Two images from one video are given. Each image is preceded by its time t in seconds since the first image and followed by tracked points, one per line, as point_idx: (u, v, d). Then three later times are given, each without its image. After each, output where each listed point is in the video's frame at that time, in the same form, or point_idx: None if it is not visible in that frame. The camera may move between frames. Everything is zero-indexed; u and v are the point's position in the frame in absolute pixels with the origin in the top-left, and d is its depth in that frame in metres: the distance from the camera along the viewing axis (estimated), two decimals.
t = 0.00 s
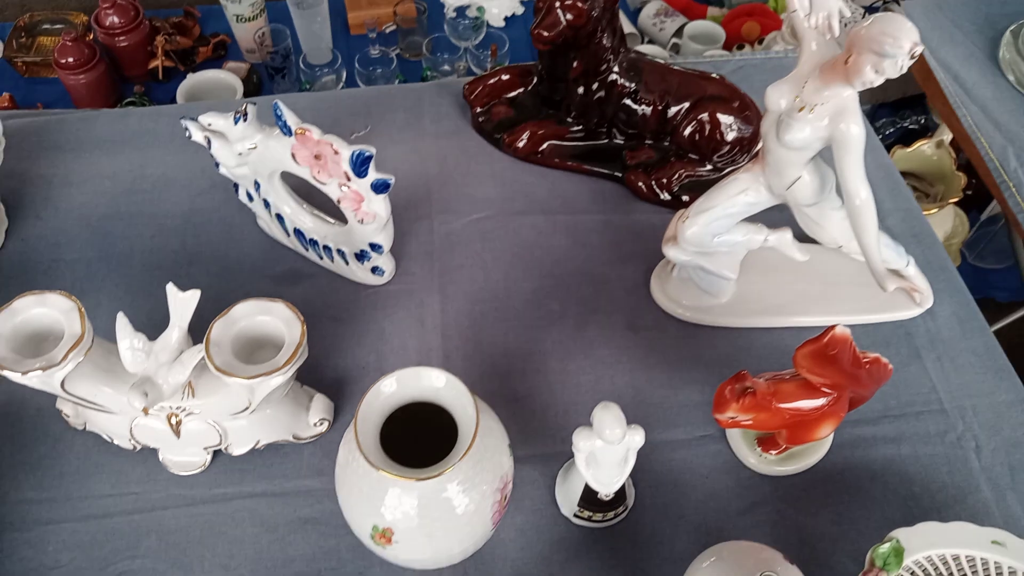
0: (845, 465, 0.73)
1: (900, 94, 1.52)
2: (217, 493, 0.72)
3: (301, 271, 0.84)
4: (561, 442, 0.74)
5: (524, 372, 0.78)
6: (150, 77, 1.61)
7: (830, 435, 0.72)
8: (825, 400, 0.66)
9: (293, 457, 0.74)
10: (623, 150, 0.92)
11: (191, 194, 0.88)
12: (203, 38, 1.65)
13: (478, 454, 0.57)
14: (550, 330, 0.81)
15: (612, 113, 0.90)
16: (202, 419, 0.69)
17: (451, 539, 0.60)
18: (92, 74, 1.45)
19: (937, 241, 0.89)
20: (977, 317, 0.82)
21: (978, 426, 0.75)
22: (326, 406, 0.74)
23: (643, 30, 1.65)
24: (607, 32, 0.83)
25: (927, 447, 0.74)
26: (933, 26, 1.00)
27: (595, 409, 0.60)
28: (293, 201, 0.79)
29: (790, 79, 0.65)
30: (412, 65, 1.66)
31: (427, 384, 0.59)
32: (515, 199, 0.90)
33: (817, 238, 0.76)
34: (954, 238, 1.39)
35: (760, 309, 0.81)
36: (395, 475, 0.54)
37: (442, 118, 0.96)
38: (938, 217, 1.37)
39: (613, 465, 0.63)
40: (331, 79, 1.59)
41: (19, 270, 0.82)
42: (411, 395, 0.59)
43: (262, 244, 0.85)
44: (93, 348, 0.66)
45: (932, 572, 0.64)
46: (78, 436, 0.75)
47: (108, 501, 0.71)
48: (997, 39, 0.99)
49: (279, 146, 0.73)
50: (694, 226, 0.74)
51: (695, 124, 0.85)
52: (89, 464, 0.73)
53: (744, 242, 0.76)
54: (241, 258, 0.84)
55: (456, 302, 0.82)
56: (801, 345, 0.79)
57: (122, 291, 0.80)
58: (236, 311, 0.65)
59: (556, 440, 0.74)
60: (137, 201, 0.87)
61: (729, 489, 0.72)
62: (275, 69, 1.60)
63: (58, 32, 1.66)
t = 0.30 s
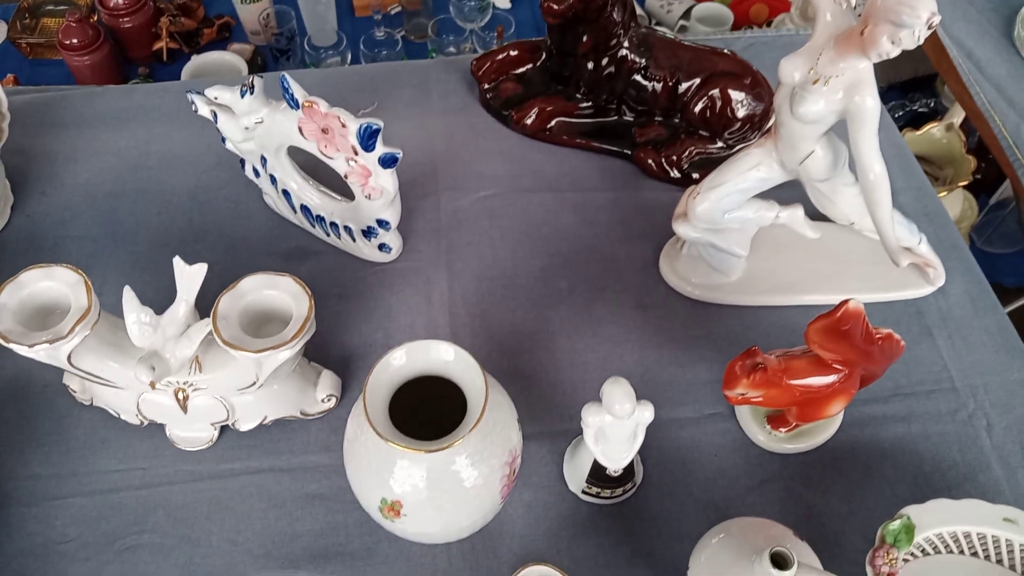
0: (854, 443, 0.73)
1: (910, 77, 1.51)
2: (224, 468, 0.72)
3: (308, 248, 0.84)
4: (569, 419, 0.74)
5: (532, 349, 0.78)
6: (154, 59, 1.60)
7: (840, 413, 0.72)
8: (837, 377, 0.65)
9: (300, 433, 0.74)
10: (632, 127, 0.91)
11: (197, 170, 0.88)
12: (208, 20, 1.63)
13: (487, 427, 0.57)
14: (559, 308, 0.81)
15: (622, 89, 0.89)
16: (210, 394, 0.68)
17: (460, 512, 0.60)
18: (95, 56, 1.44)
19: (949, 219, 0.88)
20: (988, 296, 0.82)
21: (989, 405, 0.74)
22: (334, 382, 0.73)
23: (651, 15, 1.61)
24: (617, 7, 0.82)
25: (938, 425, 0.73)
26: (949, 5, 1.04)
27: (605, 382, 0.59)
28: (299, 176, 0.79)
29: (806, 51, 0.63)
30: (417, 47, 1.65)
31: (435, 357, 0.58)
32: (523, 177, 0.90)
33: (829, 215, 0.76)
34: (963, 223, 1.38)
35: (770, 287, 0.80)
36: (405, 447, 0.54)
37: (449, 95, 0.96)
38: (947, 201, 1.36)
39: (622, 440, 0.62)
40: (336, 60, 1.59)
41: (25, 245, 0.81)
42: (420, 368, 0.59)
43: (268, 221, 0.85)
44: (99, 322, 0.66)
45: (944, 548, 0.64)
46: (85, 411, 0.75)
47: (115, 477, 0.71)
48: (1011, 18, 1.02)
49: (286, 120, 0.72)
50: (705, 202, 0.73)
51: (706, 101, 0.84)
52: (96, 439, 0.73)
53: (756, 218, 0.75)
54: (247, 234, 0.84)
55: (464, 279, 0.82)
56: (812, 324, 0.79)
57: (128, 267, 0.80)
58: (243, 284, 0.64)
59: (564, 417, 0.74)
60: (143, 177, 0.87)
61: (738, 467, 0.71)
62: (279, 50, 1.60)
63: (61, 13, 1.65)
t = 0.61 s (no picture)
0: (853, 425, 0.73)
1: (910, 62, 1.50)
2: (220, 451, 0.71)
3: (304, 231, 0.83)
4: (567, 402, 0.73)
5: (530, 332, 0.77)
6: (151, 46, 1.59)
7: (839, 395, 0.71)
8: (835, 358, 0.65)
9: (296, 416, 0.73)
10: (630, 110, 0.91)
11: (192, 154, 0.87)
12: (204, 6, 1.62)
13: (483, 408, 0.56)
14: (557, 291, 0.80)
15: (620, 70, 0.88)
16: (205, 377, 0.68)
17: (456, 493, 0.59)
18: (92, 42, 1.43)
19: (948, 201, 0.88)
20: (988, 279, 0.81)
21: (988, 387, 0.74)
22: (330, 364, 0.73)
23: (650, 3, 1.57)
24: None
25: (937, 407, 0.73)
26: None
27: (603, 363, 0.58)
28: (295, 158, 0.78)
29: (804, 30, 0.63)
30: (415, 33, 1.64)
31: (431, 338, 0.58)
32: (520, 160, 0.89)
33: (829, 197, 0.75)
34: (963, 209, 1.38)
35: (768, 270, 0.80)
36: (401, 427, 0.53)
37: (446, 78, 0.95)
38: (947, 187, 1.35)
39: (619, 421, 0.62)
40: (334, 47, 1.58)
41: (20, 228, 0.81)
42: (415, 348, 0.58)
43: (264, 204, 0.84)
44: (93, 304, 0.65)
45: (942, 530, 0.64)
46: (80, 394, 0.75)
47: (110, 459, 0.71)
48: None
49: (280, 101, 0.72)
50: (704, 184, 0.73)
51: (705, 82, 0.83)
52: (91, 422, 0.73)
53: (755, 200, 0.75)
54: (243, 217, 0.83)
55: (460, 263, 0.81)
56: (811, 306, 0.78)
57: (123, 250, 0.80)
58: (238, 266, 0.64)
59: (561, 400, 0.74)
60: (137, 161, 0.86)
61: (736, 449, 0.71)
62: (277, 37, 1.58)
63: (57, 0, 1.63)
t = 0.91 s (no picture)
0: (847, 397, 0.73)
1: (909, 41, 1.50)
2: (216, 425, 0.72)
3: (299, 207, 0.83)
4: (562, 375, 0.73)
5: (524, 307, 0.77)
6: (149, 28, 1.58)
7: (834, 366, 0.71)
8: (829, 329, 0.65)
9: (292, 390, 0.73)
10: (626, 84, 0.90)
11: (186, 130, 0.87)
12: None
13: (475, 377, 0.57)
14: (552, 266, 0.80)
15: (616, 43, 0.88)
16: (200, 351, 0.68)
17: (450, 462, 0.60)
18: (89, 25, 1.41)
19: (945, 175, 0.88)
20: (984, 252, 0.81)
21: (983, 360, 0.74)
22: (325, 338, 0.73)
23: None
24: None
25: (931, 380, 0.73)
26: None
27: (597, 335, 0.58)
28: (288, 133, 0.78)
29: None
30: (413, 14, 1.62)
31: (423, 308, 0.58)
32: (515, 135, 0.89)
33: (824, 168, 0.75)
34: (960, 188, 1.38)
35: (764, 244, 0.80)
36: (393, 396, 0.53)
37: (441, 53, 0.95)
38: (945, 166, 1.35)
39: (612, 392, 0.62)
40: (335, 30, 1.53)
41: (14, 205, 0.81)
42: (408, 318, 0.58)
43: (258, 179, 0.84)
44: (86, 278, 0.65)
45: (935, 501, 0.64)
46: (75, 370, 0.75)
47: (106, 433, 0.71)
48: None
49: (273, 74, 0.71)
50: (699, 156, 0.73)
51: (701, 56, 0.83)
52: (86, 397, 0.73)
53: (750, 172, 0.74)
54: (237, 193, 0.83)
55: (455, 239, 0.81)
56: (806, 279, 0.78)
57: (117, 226, 0.79)
58: (231, 238, 0.63)
59: (556, 374, 0.74)
60: (131, 137, 0.86)
61: (730, 421, 0.71)
62: (274, 19, 1.57)
63: None
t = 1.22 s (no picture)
0: (845, 386, 0.73)
1: (909, 32, 1.49)
2: (216, 415, 0.72)
3: (298, 198, 0.83)
4: (561, 365, 0.74)
5: (524, 297, 0.78)
6: (148, 22, 1.57)
7: (832, 355, 0.72)
8: (826, 318, 0.65)
9: (292, 380, 0.74)
10: (625, 74, 0.90)
11: (185, 122, 0.87)
12: None
13: (474, 366, 0.57)
14: (551, 257, 0.80)
15: (614, 34, 0.88)
16: (200, 341, 0.68)
17: (449, 451, 0.60)
18: (89, 19, 1.41)
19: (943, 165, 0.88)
20: (982, 242, 0.81)
21: (980, 349, 0.74)
22: (325, 329, 0.73)
23: None
24: None
25: (929, 369, 0.73)
26: None
27: (594, 324, 0.58)
28: (288, 124, 0.78)
29: None
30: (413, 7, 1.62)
31: (422, 298, 0.58)
32: (514, 126, 0.89)
33: (822, 158, 0.75)
34: (958, 181, 1.38)
35: (763, 234, 0.80)
36: (392, 384, 0.54)
37: (440, 44, 0.95)
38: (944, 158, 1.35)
39: (611, 381, 0.62)
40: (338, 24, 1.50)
41: (14, 197, 0.81)
42: (406, 307, 0.58)
43: (257, 170, 0.84)
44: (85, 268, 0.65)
45: (933, 489, 0.65)
46: (76, 361, 0.75)
47: (107, 424, 0.71)
48: None
49: (272, 64, 0.71)
50: (697, 146, 0.73)
51: (700, 46, 0.84)
52: (87, 387, 0.73)
53: (748, 162, 0.74)
54: (236, 185, 0.83)
55: (454, 229, 0.81)
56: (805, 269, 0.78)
57: (117, 218, 0.80)
58: (230, 229, 0.64)
59: (555, 364, 0.74)
60: (131, 129, 0.86)
61: (728, 410, 0.72)
62: (274, 12, 1.57)
63: None
